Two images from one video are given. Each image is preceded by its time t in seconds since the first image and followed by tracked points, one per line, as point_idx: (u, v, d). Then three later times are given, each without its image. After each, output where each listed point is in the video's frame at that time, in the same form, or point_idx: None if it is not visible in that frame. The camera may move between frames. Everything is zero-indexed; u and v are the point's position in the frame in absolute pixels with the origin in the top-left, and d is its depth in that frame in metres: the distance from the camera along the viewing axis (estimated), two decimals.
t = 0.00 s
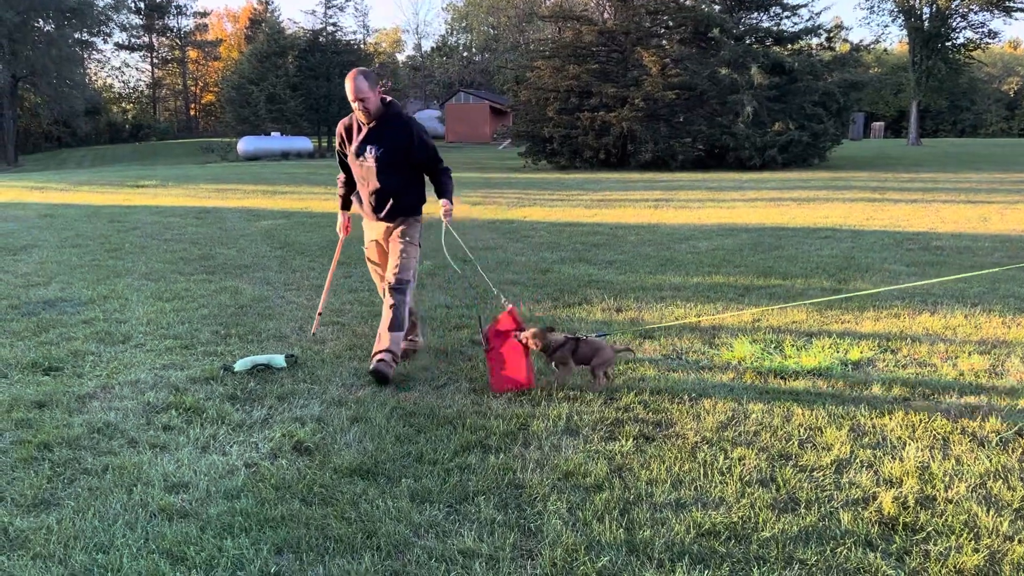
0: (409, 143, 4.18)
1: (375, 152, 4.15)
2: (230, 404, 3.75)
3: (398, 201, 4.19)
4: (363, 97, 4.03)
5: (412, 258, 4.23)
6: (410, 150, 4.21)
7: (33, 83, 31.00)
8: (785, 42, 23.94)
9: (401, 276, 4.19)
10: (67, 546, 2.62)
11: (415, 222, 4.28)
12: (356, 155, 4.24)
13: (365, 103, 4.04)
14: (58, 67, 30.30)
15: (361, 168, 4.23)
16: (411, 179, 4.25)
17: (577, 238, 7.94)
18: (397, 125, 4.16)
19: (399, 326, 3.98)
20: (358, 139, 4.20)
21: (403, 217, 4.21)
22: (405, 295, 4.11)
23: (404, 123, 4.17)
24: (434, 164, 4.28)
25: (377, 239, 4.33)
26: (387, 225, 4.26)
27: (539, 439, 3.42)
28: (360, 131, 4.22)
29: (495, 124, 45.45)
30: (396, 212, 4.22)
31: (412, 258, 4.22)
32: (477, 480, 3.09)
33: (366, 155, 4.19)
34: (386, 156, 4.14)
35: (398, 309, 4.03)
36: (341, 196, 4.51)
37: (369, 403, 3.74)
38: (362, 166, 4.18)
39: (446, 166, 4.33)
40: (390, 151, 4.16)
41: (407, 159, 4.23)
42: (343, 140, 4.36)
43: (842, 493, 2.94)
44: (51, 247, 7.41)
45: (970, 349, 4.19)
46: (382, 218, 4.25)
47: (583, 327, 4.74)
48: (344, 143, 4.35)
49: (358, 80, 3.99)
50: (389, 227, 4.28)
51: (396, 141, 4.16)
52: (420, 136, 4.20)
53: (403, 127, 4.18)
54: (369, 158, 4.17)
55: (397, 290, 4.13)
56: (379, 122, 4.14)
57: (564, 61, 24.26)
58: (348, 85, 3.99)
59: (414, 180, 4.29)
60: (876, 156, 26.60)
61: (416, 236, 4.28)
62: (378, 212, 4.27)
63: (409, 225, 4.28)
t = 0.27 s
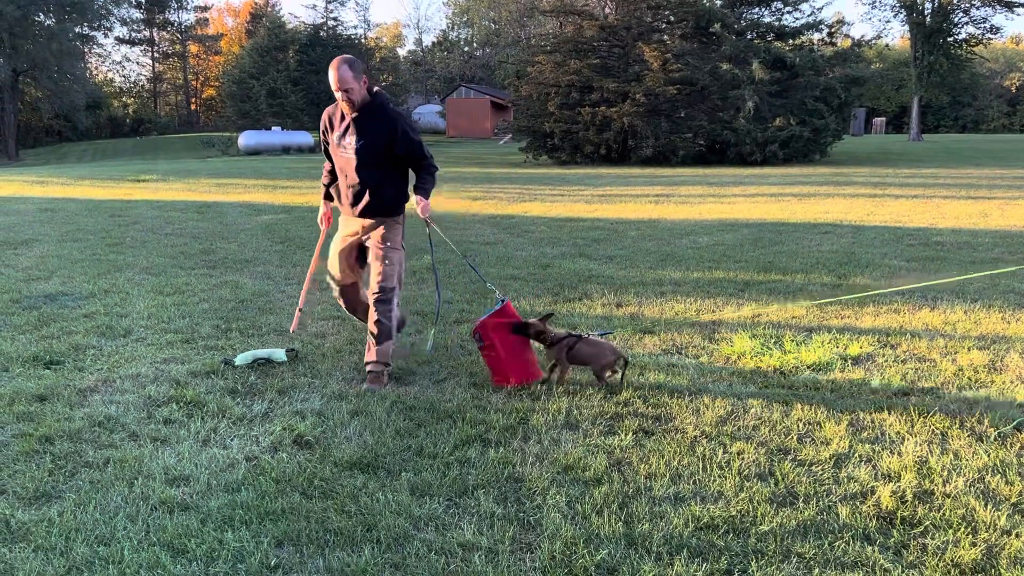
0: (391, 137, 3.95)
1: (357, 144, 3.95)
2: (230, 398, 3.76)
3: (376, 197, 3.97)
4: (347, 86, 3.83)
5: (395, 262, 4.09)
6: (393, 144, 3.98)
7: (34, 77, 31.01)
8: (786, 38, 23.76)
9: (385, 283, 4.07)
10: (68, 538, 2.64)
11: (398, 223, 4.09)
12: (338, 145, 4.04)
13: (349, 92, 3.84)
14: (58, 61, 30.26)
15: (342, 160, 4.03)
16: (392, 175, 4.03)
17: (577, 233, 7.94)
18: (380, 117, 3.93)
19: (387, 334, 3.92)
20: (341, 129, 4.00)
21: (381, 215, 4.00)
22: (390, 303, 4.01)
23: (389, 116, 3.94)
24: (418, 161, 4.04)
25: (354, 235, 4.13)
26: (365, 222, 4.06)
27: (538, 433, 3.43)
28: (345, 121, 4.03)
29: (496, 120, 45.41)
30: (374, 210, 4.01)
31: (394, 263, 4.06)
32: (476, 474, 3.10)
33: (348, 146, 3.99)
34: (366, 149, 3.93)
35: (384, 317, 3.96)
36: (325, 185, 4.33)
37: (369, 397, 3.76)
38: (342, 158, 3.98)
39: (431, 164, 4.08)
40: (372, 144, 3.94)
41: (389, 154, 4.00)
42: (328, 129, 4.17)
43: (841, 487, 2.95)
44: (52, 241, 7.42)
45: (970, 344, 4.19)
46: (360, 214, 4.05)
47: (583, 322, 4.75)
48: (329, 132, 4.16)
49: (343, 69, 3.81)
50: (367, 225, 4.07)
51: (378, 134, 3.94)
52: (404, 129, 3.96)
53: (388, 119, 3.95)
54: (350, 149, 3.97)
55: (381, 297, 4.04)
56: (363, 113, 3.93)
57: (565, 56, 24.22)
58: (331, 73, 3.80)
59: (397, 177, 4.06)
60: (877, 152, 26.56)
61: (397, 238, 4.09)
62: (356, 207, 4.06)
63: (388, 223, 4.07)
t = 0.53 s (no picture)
0: (374, 127, 3.82)
1: (338, 136, 3.80)
2: (230, 392, 3.77)
3: (363, 192, 3.82)
4: (325, 77, 3.70)
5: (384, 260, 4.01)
6: (376, 135, 3.85)
7: (32, 72, 30.92)
8: (786, 33, 23.82)
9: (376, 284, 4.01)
10: (68, 532, 2.64)
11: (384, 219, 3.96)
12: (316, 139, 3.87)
13: (328, 82, 3.71)
14: (57, 56, 30.15)
15: (322, 154, 3.87)
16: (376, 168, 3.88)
17: (576, 229, 7.94)
18: (361, 107, 3.81)
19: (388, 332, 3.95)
20: (318, 122, 3.84)
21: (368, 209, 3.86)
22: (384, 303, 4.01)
23: (370, 105, 3.82)
24: (404, 151, 3.90)
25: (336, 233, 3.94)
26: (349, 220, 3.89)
27: (537, 427, 3.45)
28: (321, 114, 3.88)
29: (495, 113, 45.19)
30: (360, 206, 3.85)
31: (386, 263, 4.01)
32: (475, 468, 3.11)
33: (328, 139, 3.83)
34: (349, 141, 3.78)
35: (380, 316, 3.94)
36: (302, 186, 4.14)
37: (369, 392, 3.77)
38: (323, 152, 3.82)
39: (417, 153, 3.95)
40: (354, 135, 3.80)
41: (372, 144, 3.86)
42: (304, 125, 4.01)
43: (838, 482, 2.96)
44: (51, 236, 7.42)
45: (968, 339, 4.20)
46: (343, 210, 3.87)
47: (582, 317, 4.75)
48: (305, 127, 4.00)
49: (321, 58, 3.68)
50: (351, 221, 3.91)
51: (360, 124, 3.80)
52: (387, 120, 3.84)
53: (369, 110, 3.83)
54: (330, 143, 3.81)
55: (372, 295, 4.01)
56: (342, 104, 3.79)
57: (565, 51, 24.20)
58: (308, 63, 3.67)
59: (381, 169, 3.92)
60: (876, 147, 26.54)
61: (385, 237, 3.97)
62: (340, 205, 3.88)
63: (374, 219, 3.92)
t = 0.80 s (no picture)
0: (350, 131, 3.65)
1: (314, 141, 3.60)
2: (229, 388, 3.78)
3: (344, 198, 3.67)
4: (296, 78, 3.48)
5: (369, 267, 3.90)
6: (353, 138, 3.68)
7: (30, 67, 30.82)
8: (785, 28, 23.74)
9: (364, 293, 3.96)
10: (69, 527, 2.65)
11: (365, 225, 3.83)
12: (289, 145, 3.65)
13: (300, 84, 3.49)
14: (55, 50, 30.05)
15: (296, 161, 3.66)
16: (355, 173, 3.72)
17: (575, 225, 7.93)
18: (335, 109, 3.62)
19: (380, 330, 3.93)
20: (290, 127, 3.62)
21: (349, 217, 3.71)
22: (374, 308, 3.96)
23: (343, 106, 3.63)
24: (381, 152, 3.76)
25: (318, 244, 3.75)
26: (331, 229, 3.72)
27: (536, 423, 3.45)
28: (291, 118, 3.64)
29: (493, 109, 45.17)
30: (341, 212, 3.70)
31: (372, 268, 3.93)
32: (474, 464, 3.12)
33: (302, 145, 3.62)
34: (327, 146, 3.60)
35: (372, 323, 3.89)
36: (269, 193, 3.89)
37: (368, 388, 3.77)
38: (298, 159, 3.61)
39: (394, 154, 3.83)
40: (331, 140, 3.62)
41: (349, 148, 3.69)
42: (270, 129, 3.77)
43: (837, 477, 2.97)
44: (50, 232, 7.41)
45: (966, 335, 4.21)
46: (324, 219, 3.69)
47: (581, 313, 4.75)
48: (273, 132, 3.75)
49: (290, 59, 3.44)
50: (332, 229, 3.75)
51: (336, 127, 3.62)
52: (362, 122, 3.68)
53: (343, 111, 3.64)
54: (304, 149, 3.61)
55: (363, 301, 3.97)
56: (314, 107, 3.58)
57: (564, 46, 24.16)
58: (279, 65, 3.43)
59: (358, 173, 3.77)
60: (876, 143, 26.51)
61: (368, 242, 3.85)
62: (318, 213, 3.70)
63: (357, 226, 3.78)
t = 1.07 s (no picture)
0: (313, 121, 3.34)
1: (275, 132, 3.28)
2: (229, 380, 3.79)
3: (309, 193, 3.40)
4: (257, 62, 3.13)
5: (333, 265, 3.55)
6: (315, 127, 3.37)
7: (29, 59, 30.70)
8: (786, 22, 23.67)
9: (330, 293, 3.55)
10: (70, 518, 2.66)
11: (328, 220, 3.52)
12: (244, 136, 3.29)
13: (261, 70, 3.15)
14: (54, 42, 29.97)
15: (253, 154, 3.31)
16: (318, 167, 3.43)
17: (575, 218, 7.93)
18: (297, 97, 3.30)
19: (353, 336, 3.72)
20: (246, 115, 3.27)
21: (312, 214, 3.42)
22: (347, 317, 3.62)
23: (306, 95, 3.32)
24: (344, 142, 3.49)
25: (277, 244, 3.45)
26: (291, 227, 3.42)
27: (536, 416, 3.46)
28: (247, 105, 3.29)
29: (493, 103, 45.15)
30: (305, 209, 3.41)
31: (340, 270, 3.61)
32: (475, 456, 3.13)
33: (261, 135, 3.28)
34: (290, 137, 3.29)
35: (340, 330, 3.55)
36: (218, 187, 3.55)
37: (368, 380, 3.78)
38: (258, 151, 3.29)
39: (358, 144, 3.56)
40: (293, 132, 3.30)
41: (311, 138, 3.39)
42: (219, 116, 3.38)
43: (836, 470, 2.98)
44: (50, 224, 7.40)
45: (967, 329, 4.22)
46: (285, 217, 3.39)
47: (581, 307, 4.76)
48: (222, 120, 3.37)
49: (252, 42, 3.09)
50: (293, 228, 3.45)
51: (299, 117, 3.30)
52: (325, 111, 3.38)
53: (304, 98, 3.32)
54: (265, 139, 3.29)
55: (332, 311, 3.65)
56: (275, 94, 3.25)
57: (564, 40, 24.12)
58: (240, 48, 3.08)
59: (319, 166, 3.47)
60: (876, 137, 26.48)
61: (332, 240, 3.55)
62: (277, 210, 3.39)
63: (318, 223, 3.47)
